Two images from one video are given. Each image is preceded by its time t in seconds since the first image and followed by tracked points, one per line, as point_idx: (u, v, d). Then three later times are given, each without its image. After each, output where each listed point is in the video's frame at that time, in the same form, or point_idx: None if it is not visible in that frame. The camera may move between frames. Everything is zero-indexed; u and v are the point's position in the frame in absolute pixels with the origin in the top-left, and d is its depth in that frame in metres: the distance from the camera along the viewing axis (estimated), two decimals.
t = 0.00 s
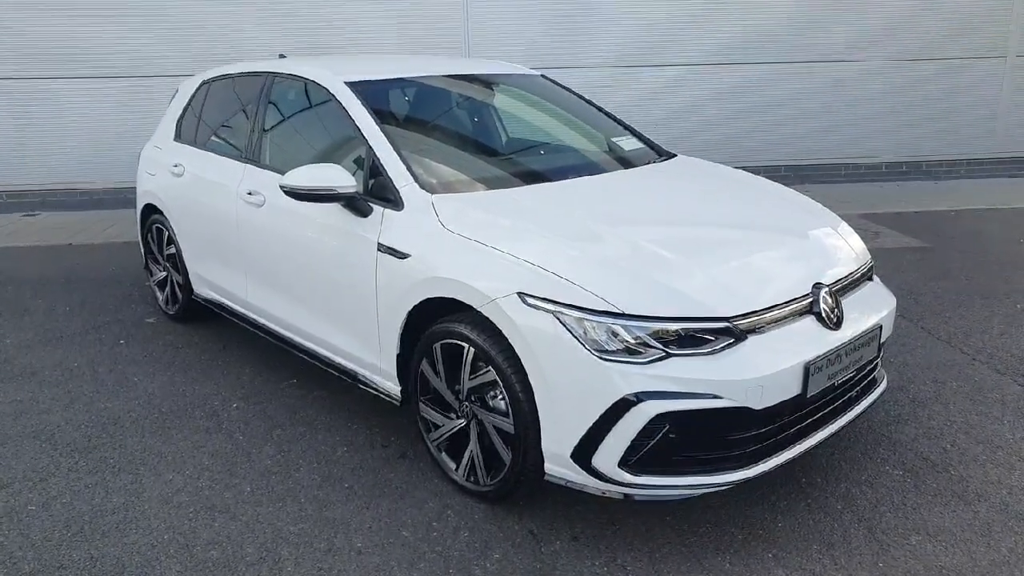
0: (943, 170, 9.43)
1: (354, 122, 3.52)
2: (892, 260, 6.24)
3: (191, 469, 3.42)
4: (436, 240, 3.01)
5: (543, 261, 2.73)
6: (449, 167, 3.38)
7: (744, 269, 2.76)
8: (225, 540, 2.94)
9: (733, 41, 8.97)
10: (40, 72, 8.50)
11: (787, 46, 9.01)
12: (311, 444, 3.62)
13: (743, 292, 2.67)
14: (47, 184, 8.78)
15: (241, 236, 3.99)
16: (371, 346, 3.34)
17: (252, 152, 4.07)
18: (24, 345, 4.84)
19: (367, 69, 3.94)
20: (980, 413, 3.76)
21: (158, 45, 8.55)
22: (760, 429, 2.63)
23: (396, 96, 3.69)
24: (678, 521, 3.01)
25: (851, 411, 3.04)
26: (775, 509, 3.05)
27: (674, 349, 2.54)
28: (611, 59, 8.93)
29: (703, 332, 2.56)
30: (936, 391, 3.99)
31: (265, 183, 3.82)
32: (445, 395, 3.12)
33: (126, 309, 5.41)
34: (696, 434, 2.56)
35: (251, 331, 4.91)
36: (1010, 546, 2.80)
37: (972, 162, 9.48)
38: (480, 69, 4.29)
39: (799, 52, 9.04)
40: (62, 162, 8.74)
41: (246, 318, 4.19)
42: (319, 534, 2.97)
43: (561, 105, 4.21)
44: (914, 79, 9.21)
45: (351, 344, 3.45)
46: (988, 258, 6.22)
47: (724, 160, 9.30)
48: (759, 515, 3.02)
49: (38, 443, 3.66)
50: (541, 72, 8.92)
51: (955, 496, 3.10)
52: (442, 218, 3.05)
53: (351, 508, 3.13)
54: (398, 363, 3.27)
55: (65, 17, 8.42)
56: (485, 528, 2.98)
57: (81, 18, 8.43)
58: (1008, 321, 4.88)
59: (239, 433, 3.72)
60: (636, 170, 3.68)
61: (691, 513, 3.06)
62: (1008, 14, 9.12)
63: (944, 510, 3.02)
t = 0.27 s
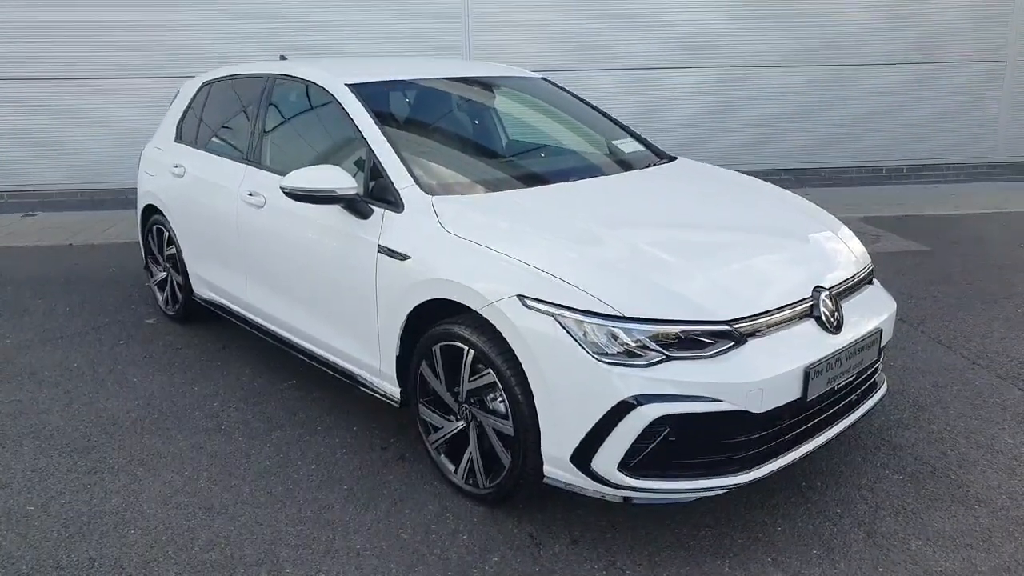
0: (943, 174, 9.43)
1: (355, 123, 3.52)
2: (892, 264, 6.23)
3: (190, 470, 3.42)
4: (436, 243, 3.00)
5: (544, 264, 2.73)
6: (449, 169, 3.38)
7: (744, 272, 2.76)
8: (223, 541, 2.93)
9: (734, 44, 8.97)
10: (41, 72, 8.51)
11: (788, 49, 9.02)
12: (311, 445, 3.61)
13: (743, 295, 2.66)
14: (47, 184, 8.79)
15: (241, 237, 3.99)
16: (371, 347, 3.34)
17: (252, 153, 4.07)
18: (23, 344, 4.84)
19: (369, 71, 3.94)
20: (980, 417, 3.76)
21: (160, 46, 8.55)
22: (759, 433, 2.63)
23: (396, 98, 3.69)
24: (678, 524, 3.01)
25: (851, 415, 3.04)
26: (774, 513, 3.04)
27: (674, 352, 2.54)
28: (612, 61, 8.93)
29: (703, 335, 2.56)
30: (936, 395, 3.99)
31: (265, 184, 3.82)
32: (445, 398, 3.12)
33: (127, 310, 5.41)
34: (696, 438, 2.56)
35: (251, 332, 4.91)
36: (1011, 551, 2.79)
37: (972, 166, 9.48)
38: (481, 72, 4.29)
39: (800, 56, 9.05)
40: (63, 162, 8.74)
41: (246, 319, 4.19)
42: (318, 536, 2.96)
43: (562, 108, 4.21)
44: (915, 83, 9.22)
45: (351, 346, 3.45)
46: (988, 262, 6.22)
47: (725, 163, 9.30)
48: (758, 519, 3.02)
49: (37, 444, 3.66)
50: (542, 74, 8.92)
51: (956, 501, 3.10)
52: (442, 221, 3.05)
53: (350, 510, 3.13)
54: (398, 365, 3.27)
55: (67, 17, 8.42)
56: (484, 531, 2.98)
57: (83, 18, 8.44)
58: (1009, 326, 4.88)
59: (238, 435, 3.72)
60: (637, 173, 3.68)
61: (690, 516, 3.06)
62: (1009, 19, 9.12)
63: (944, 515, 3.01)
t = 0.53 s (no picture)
0: (943, 173, 9.43)
1: (354, 128, 3.52)
2: (893, 264, 6.23)
3: (193, 476, 3.42)
4: (437, 247, 3.00)
5: (544, 267, 2.72)
6: (448, 172, 3.38)
7: (745, 273, 2.76)
8: (225, 547, 2.93)
9: (733, 45, 8.98)
10: (40, 79, 8.52)
11: (786, 50, 9.02)
12: (313, 450, 3.61)
13: (744, 296, 2.66)
14: (47, 190, 8.79)
15: (241, 242, 3.99)
16: (372, 352, 3.34)
17: (252, 158, 4.08)
18: (24, 351, 4.84)
19: (367, 75, 3.94)
20: (983, 417, 3.75)
21: (159, 52, 8.56)
22: (762, 435, 2.62)
23: (396, 102, 3.69)
24: (680, 527, 3.01)
25: (853, 416, 3.03)
26: (777, 515, 3.04)
27: (675, 354, 2.53)
28: (611, 63, 8.94)
29: (704, 337, 2.55)
30: (938, 395, 3.98)
31: (265, 189, 3.83)
32: (446, 401, 3.12)
33: (128, 316, 5.42)
34: (698, 440, 2.55)
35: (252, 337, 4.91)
36: (1014, 551, 2.79)
37: (971, 165, 9.48)
38: (480, 75, 4.29)
39: (799, 56, 9.05)
40: (63, 169, 8.75)
41: (247, 324, 4.18)
42: (320, 541, 2.96)
43: (562, 110, 4.21)
44: (914, 82, 9.22)
45: (352, 350, 3.45)
46: (989, 261, 6.21)
47: (724, 164, 9.30)
48: (761, 521, 3.01)
49: (39, 451, 3.66)
50: (541, 77, 8.93)
51: (958, 502, 3.09)
52: (443, 224, 3.05)
53: (352, 514, 3.13)
54: (399, 369, 3.26)
55: (66, 24, 8.43)
56: (487, 535, 2.97)
57: (82, 24, 8.45)
58: (1010, 325, 4.88)
59: (239, 440, 3.72)
60: (637, 175, 3.68)
61: (693, 519, 3.05)
62: (1007, 18, 9.13)
63: (947, 515, 3.01)
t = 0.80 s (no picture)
0: (943, 182, 9.45)
1: (357, 126, 3.52)
2: (893, 272, 6.23)
3: (190, 473, 3.41)
4: (438, 247, 3.00)
5: (546, 269, 2.72)
6: (450, 172, 3.38)
7: (746, 279, 2.76)
8: (221, 544, 2.92)
9: (736, 50, 8.99)
10: (42, 71, 8.50)
11: (789, 56, 9.03)
12: (310, 448, 3.61)
13: (745, 302, 2.66)
14: (47, 183, 8.78)
15: (242, 239, 3.98)
16: (371, 351, 3.33)
17: (254, 155, 4.07)
18: (23, 345, 4.83)
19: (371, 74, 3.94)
20: (981, 426, 3.75)
21: (161, 46, 8.55)
22: (761, 441, 2.62)
23: (399, 101, 3.69)
24: (677, 531, 3.01)
25: (851, 423, 3.03)
26: (775, 521, 3.04)
27: (676, 358, 2.53)
28: (614, 66, 8.94)
29: (705, 342, 2.55)
30: (936, 404, 3.98)
31: (267, 187, 3.82)
32: (445, 402, 3.11)
33: (126, 311, 5.40)
34: (697, 445, 2.55)
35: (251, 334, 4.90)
36: (1011, 561, 2.79)
37: (971, 174, 9.50)
38: (483, 76, 4.29)
39: (802, 62, 9.06)
40: (63, 162, 8.73)
41: (246, 321, 4.18)
42: (316, 539, 2.95)
43: (565, 113, 4.21)
44: (916, 91, 9.23)
45: (351, 349, 3.44)
46: (988, 270, 6.22)
47: (725, 169, 9.30)
48: (758, 526, 3.01)
49: (36, 444, 3.65)
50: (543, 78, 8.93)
51: (955, 510, 3.09)
52: (445, 225, 3.04)
53: (349, 513, 3.12)
54: (398, 369, 3.26)
55: (69, 17, 8.42)
56: (484, 536, 2.97)
57: (86, 18, 8.44)
58: (1009, 335, 4.88)
59: (237, 437, 3.71)
60: (640, 178, 3.67)
61: (690, 523, 3.05)
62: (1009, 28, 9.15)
63: (944, 523, 3.01)
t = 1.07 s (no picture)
0: (943, 184, 9.45)
1: (357, 129, 3.52)
2: (893, 274, 6.23)
3: (189, 475, 3.41)
4: (438, 249, 3.00)
5: (546, 271, 2.72)
6: (450, 175, 3.38)
7: (746, 281, 2.76)
8: (220, 547, 2.92)
9: (736, 53, 8.99)
10: (43, 74, 8.52)
11: (789, 58, 9.04)
12: (310, 450, 3.61)
13: (745, 304, 2.66)
14: (48, 186, 8.79)
15: (242, 241, 3.99)
16: (371, 353, 3.33)
17: (254, 157, 4.07)
18: (23, 347, 4.83)
19: (371, 76, 3.94)
20: (981, 429, 3.75)
21: (162, 49, 8.56)
22: (760, 443, 2.62)
23: (399, 103, 3.69)
24: (677, 533, 3.00)
25: (851, 425, 3.03)
26: (775, 523, 3.03)
27: (675, 360, 2.53)
28: (614, 68, 8.94)
29: (704, 344, 2.55)
30: (937, 406, 3.98)
31: (267, 189, 3.82)
32: (445, 404, 3.11)
33: (127, 313, 5.41)
34: (696, 447, 2.55)
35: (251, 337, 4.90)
36: (1011, 563, 2.78)
37: (971, 177, 9.50)
38: (483, 78, 4.29)
39: (803, 64, 9.07)
40: (64, 165, 8.74)
41: (246, 324, 4.18)
42: (316, 542, 2.95)
43: (565, 115, 4.21)
44: (916, 93, 9.23)
45: (351, 352, 3.44)
46: (989, 273, 6.21)
47: (726, 171, 9.31)
48: (758, 528, 3.01)
49: (36, 446, 3.65)
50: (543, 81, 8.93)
51: (955, 513, 3.09)
52: (444, 227, 3.04)
53: (349, 515, 3.12)
54: (398, 371, 3.26)
55: (70, 19, 8.44)
56: (483, 538, 2.96)
57: (87, 20, 8.45)
58: (1009, 337, 4.87)
59: (237, 439, 3.71)
60: (640, 181, 3.67)
61: (690, 526, 3.04)
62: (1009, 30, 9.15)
63: (945, 526, 3.00)
